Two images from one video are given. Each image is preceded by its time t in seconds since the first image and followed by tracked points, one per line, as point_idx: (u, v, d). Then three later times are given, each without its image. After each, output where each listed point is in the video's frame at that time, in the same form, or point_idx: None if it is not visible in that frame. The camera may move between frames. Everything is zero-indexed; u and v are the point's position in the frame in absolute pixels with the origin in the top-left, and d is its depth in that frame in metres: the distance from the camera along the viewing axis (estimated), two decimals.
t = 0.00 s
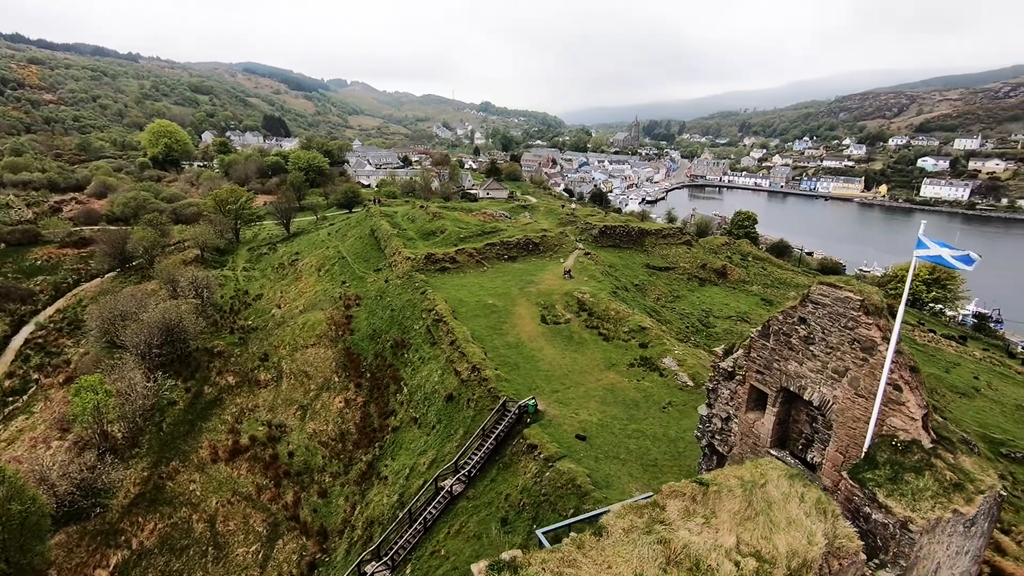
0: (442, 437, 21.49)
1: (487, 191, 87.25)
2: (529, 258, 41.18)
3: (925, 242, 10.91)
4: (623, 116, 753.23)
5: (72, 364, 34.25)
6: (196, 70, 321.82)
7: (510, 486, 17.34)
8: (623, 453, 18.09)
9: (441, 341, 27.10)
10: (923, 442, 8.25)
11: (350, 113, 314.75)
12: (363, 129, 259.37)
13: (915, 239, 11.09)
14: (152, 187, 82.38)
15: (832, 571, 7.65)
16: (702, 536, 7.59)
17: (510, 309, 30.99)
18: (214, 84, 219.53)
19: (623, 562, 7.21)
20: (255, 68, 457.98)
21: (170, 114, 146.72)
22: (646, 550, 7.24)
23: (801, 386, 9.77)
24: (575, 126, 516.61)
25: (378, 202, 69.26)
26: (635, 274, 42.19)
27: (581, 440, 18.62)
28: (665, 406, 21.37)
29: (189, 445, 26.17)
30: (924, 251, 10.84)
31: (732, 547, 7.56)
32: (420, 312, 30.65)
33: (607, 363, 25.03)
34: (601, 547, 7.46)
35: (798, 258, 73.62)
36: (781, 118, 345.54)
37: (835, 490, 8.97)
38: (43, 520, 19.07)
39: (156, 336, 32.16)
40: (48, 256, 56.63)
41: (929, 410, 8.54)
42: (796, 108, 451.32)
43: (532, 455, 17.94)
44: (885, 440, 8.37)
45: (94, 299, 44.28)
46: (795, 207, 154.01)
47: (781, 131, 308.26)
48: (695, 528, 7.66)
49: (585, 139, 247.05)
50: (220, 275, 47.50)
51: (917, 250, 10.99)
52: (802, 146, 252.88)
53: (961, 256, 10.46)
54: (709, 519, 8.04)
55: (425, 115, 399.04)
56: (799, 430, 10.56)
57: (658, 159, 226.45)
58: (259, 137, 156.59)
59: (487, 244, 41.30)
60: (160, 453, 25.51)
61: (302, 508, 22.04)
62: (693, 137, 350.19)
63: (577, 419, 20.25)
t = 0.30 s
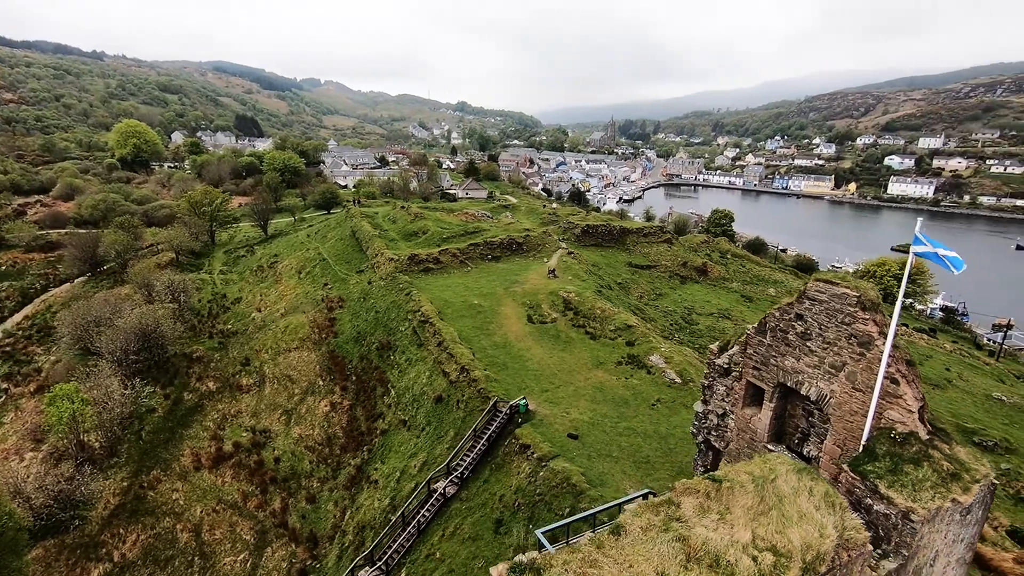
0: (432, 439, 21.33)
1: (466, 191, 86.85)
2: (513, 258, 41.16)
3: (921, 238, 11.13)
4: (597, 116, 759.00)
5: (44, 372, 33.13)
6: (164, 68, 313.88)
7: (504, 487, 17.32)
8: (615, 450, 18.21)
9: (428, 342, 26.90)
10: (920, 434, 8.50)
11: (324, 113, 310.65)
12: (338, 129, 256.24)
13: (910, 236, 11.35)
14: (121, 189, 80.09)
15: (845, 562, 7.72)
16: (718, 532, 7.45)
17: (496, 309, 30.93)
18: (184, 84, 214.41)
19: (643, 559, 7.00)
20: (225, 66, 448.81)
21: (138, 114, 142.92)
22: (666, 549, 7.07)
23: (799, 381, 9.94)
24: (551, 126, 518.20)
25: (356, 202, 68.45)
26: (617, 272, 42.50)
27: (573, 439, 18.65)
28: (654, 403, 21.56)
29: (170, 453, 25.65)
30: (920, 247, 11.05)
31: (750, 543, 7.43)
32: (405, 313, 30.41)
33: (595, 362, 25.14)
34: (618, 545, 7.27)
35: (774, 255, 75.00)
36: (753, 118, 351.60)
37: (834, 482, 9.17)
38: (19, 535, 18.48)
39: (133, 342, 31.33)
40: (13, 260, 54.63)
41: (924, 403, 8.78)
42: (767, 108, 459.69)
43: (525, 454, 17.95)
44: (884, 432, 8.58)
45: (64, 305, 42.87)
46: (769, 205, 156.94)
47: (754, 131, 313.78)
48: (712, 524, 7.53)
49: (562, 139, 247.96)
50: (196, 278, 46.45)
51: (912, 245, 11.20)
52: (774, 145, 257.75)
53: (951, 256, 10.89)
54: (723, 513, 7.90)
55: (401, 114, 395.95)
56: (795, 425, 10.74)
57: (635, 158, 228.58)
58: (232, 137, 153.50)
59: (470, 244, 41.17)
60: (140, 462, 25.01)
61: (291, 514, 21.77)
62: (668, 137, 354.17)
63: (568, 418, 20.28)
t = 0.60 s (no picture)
0: (422, 441, 21.17)
1: (445, 191, 86.37)
2: (496, 258, 41.12)
3: (917, 236, 11.35)
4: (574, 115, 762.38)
5: (13, 380, 32.03)
6: (129, 66, 305.42)
7: (497, 488, 17.29)
8: (607, 448, 18.30)
9: (415, 343, 26.67)
10: (916, 426, 8.73)
11: (298, 113, 305.99)
12: (312, 129, 252.56)
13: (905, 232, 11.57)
14: (89, 191, 77.75)
15: (852, 554, 7.86)
16: (734, 527, 7.47)
17: (481, 309, 30.86)
18: (151, 83, 208.92)
19: (664, 557, 7.04)
20: (194, 65, 438.83)
21: (104, 114, 138.79)
22: (684, 546, 7.12)
23: (795, 376, 10.11)
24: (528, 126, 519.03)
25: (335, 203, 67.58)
26: (601, 271, 42.78)
27: (565, 438, 18.70)
28: (643, 401, 21.74)
29: (151, 462, 25.17)
30: (917, 244, 11.27)
31: (766, 537, 7.45)
32: (390, 315, 30.13)
33: (583, 361, 25.24)
34: (637, 544, 7.30)
35: (750, 253, 76.31)
36: (727, 117, 356.97)
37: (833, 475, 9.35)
38: None
39: (108, 348, 30.48)
40: None
41: (920, 396, 9.00)
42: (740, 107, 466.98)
43: (518, 455, 17.92)
44: (882, 425, 8.78)
45: (33, 312, 41.46)
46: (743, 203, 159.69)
47: (727, 131, 318.80)
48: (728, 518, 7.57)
49: (539, 139, 248.40)
50: (172, 282, 45.40)
51: (909, 242, 11.40)
52: (747, 144, 262.20)
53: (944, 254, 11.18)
54: (737, 508, 7.88)
55: (377, 114, 392.07)
56: (791, 419, 10.92)
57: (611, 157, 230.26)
58: (203, 137, 150.20)
59: (454, 245, 40.98)
60: (119, 472, 24.46)
61: (279, 521, 21.52)
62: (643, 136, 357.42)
63: (559, 417, 20.30)
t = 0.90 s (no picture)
0: (413, 443, 20.99)
1: (425, 191, 85.66)
2: (481, 258, 41.01)
3: (913, 232, 11.61)
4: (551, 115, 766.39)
5: None
6: (96, 65, 297.27)
7: (491, 488, 17.25)
8: (601, 447, 18.37)
9: (403, 345, 26.43)
10: (913, 418, 8.96)
11: (272, 113, 301.16)
12: (287, 129, 248.78)
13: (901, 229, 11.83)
14: (57, 193, 75.43)
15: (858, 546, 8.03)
16: (748, 523, 7.65)
17: (469, 310, 30.75)
18: (119, 82, 203.56)
19: (683, 554, 7.18)
20: (163, 63, 428.90)
21: (70, 114, 134.81)
22: (703, 542, 7.30)
23: (793, 372, 10.26)
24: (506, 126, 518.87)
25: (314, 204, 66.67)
26: (586, 270, 42.97)
27: (559, 437, 18.69)
28: (634, 399, 21.86)
29: (133, 472, 24.66)
30: (913, 240, 11.54)
31: (781, 532, 7.67)
32: (376, 317, 29.81)
33: (572, 360, 25.30)
34: (655, 543, 7.42)
35: (730, 251, 77.38)
36: (702, 117, 361.52)
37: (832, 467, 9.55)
38: None
39: (84, 355, 29.63)
40: None
41: (916, 389, 9.21)
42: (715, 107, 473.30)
43: (512, 455, 17.88)
44: (880, 418, 8.98)
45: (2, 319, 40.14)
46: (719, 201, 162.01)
47: (702, 130, 322.92)
48: (742, 514, 7.76)
49: (517, 138, 248.44)
50: (148, 286, 44.33)
51: (906, 238, 11.66)
52: (722, 143, 265.91)
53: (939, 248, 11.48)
54: (751, 504, 8.03)
55: (354, 114, 387.98)
56: (788, 414, 11.09)
57: (590, 156, 231.72)
58: (174, 138, 146.88)
59: (438, 245, 40.71)
60: (99, 483, 23.98)
61: (268, 529, 21.27)
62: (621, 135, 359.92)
63: (551, 416, 20.31)
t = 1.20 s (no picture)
0: (404, 446, 20.78)
1: (404, 192, 84.99)
2: (465, 258, 40.86)
3: (909, 230, 11.88)
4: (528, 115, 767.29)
5: None
6: (58, 63, 288.06)
7: (486, 489, 17.20)
8: (594, 445, 18.45)
9: (390, 347, 26.16)
10: (909, 410, 9.24)
11: (244, 113, 295.73)
12: (260, 129, 244.47)
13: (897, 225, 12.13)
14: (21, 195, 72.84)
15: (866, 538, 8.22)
16: (764, 517, 7.64)
17: (455, 310, 30.63)
18: (84, 81, 197.58)
19: (703, 550, 7.14)
20: (129, 62, 417.59)
21: (33, 113, 130.35)
22: (723, 538, 7.25)
23: (790, 367, 10.44)
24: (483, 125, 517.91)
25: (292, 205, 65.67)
26: (569, 269, 43.12)
27: (551, 437, 18.69)
28: (623, 396, 22.01)
29: (112, 482, 24.11)
30: (910, 237, 11.80)
31: (796, 525, 7.69)
32: (362, 319, 29.48)
33: (561, 359, 25.34)
34: (674, 539, 7.34)
35: (708, 248, 78.46)
36: (677, 117, 365.97)
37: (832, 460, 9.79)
38: None
39: (57, 362, 28.63)
40: None
41: (911, 382, 9.49)
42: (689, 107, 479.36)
43: (506, 456, 17.82)
44: (877, 412, 9.26)
45: None
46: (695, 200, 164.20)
47: (677, 130, 326.89)
48: (759, 508, 7.76)
49: (495, 139, 248.34)
50: (123, 290, 43.14)
51: (902, 235, 11.91)
52: (697, 142, 269.55)
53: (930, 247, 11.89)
54: (764, 499, 8.01)
55: (329, 113, 383.20)
56: (783, 408, 11.30)
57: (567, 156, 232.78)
58: (143, 138, 143.17)
59: (422, 246, 40.41)
60: (77, 494, 23.40)
61: (257, 536, 20.98)
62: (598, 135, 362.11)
63: (543, 416, 20.33)
